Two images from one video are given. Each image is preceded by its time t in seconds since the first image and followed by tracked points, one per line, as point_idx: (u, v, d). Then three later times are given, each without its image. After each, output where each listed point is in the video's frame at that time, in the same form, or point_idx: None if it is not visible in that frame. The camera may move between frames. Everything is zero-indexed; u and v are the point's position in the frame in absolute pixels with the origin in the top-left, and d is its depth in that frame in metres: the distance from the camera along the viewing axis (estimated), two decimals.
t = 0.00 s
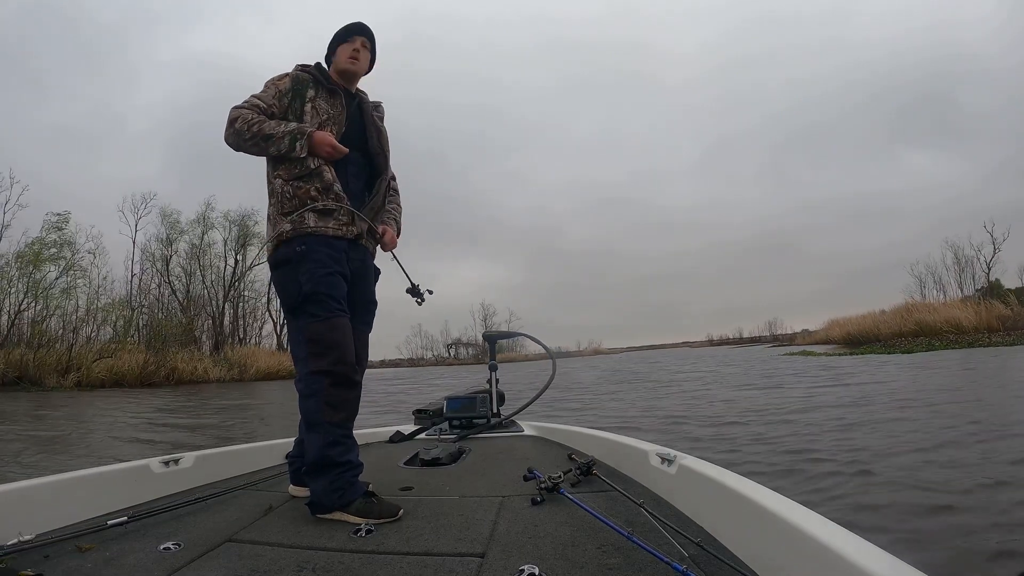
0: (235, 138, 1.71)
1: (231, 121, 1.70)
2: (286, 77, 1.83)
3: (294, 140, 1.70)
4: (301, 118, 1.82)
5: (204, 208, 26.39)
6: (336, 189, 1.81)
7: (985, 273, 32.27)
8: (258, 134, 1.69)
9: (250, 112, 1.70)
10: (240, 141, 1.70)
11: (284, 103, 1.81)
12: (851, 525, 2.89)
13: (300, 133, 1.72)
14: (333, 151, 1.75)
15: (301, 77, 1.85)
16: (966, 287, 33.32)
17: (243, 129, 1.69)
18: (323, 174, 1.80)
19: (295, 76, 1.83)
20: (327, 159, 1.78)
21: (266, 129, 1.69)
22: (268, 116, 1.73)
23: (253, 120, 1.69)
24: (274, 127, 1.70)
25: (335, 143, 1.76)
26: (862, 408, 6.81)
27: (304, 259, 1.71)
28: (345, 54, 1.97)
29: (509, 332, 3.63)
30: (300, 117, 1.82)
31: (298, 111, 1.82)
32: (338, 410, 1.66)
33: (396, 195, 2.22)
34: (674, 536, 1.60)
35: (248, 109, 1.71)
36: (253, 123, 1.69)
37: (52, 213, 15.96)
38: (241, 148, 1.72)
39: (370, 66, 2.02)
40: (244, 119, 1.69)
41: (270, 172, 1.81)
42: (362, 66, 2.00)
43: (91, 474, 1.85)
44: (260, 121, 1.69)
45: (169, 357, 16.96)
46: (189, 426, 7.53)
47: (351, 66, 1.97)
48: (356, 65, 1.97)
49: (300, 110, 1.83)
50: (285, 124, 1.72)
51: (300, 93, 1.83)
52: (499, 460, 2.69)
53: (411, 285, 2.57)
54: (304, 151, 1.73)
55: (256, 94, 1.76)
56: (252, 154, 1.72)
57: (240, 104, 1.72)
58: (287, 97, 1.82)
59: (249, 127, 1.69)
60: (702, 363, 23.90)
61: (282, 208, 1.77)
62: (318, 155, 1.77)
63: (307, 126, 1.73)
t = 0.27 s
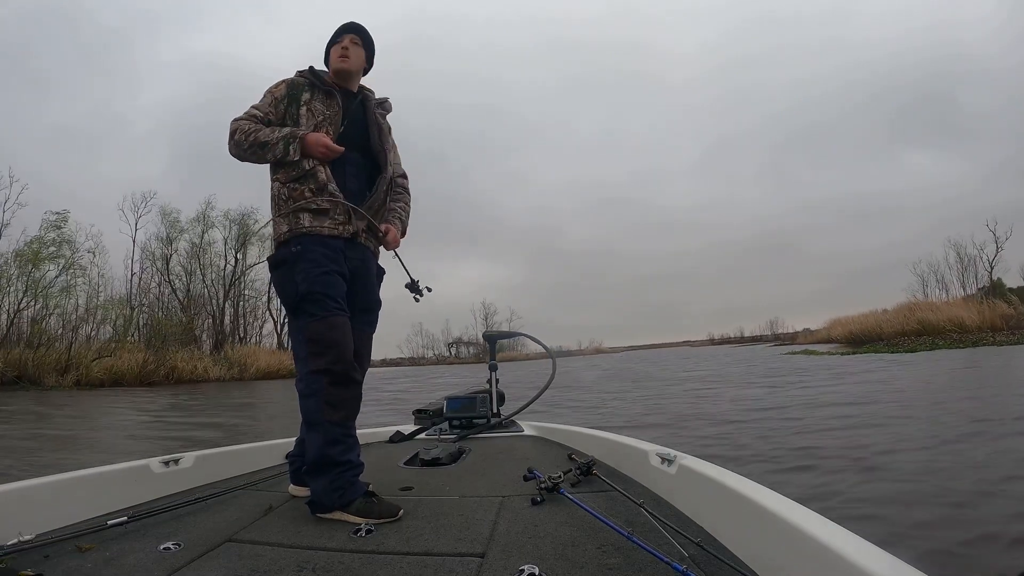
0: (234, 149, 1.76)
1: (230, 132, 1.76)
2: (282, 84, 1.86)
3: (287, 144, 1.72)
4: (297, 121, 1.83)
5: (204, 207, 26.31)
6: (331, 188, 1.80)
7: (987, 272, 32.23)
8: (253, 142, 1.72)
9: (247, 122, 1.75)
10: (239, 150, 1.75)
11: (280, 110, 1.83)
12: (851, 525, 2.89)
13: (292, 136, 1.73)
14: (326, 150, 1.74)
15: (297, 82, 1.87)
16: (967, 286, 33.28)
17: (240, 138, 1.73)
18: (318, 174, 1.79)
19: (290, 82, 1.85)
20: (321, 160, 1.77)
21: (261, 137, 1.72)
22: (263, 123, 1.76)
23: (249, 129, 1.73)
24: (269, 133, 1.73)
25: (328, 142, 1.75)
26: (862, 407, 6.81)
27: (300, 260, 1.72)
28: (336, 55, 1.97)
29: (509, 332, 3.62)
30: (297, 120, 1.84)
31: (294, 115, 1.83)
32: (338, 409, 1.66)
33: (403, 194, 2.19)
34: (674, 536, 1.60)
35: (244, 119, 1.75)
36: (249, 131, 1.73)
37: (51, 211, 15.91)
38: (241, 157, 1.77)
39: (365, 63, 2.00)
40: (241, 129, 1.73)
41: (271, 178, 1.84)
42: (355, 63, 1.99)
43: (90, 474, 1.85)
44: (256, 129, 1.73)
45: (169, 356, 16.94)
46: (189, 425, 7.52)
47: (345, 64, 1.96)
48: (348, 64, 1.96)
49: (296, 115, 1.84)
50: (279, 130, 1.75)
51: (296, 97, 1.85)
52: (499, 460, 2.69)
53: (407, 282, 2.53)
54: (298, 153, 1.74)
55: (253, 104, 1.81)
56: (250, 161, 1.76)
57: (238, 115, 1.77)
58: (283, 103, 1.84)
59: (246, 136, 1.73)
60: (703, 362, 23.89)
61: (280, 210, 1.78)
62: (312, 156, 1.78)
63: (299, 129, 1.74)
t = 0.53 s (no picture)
0: (236, 146, 1.77)
1: (233, 130, 1.76)
2: (284, 83, 1.86)
3: (287, 141, 1.72)
4: (299, 119, 1.83)
5: (204, 207, 26.30)
6: (330, 187, 1.80)
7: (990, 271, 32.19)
8: (254, 141, 1.72)
9: (249, 121, 1.75)
10: (240, 147, 1.75)
11: (282, 109, 1.84)
12: (850, 523, 2.89)
13: (292, 134, 1.73)
14: (326, 149, 1.74)
15: (299, 81, 1.88)
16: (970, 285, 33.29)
17: (242, 135, 1.73)
18: (317, 173, 1.79)
19: (292, 80, 1.85)
20: (321, 158, 1.77)
21: (262, 134, 1.72)
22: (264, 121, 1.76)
23: (252, 127, 1.74)
24: (270, 130, 1.72)
25: (328, 140, 1.75)
26: (863, 406, 6.81)
27: (299, 258, 1.72)
28: (338, 57, 1.98)
29: (508, 332, 3.62)
30: (298, 119, 1.84)
31: (296, 113, 1.84)
32: (337, 408, 1.66)
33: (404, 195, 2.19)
34: (674, 536, 1.60)
35: (247, 117, 1.76)
36: (252, 130, 1.74)
37: (50, 211, 15.92)
38: (242, 155, 1.78)
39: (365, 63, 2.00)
40: (244, 127, 1.74)
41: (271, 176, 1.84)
42: (357, 64, 1.99)
43: (91, 474, 1.85)
44: (257, 128, 1.73)
45: (168, 356, 16.95)
46: (190, 424, 7.52)
47: (347, 64, 1.96)
48: (350, 65, 1.97)
49: (297, 113, 1.84)
50: (280, 127, 1.75)
51: (298, 96, 1.85)
52: (499, 460, 2.69)
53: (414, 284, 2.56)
54: (298, 152, 1.74)
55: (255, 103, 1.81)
56: (251, 159, 1.77)
57: (240, 113, 1.77)
58: (285, 102, 1.85)
59: (248, 134, 1.74)
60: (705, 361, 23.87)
61: (279, 208, 1.79)
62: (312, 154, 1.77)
63: (300, 126, 1.74)
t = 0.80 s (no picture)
0: (236, 137, 1.76)
1: (233, 121, 1.75)
2: (287, 77, 1.86)
3: (288, 135, 1.72)
4: (301, 114, 1.83)
5: (204, 207, 26.30)
6: (329, 184, 1.79)
7: (993, 269, 32.13)
8: (255, 132, 1.71)
9: (250, 111, 1.74)
10: (240, 138, 1.74)
11: (284, 102, 1.83)
12: (850, 522, 2.89)
13: (293, 128, 1.73)
14: (326, 146, 1.74)
15: (302, 76, 1.87)
16: (972, 283, 33.25)
17: (242, 126, 1.72)
18: (316, 169, 1.79)
19: (295, 75, 1.85)
20: (320, 154, 1.77)
21: (263, 126, 1.72)
22: (265, 113, 1.76)
23: (253, 118, 1.72)
24: (271, 123, 1.72)
25: (328, 136, 1.75)
26: (863, 406, 6.81)
27: (295, 254, 1.71)
28: (342, 57, 1.98)
29: (508, 331, 3.62)
30: (299, 114, 1.83)
31: (298, 108, 1.83)
32: (331, 407, 1.66)
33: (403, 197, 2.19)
34: (674, 536, 1.60)
35: (248, 108, 1.75)
36: (252, 121, 1.73)
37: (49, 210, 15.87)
38: (243, 146, 1.77)
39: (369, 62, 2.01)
40: (244, 118, 1.73)
41: (269, 170, 1.83)
42: (361, 65, 2.00)
43: (91, 474, 1.85)
44: (258, 119, 1.72)
45: (168, 355, 16.93)
46: (189, 424, 7.51)
47: (351, 63, 1.97)
48: (354, 65, 1.98)
49: (299, 108, 1.84)
50: (281, 120, 1.74)
51: (300, 91, 1.85)
52: (499, 460, 2.69)
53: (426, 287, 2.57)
54: (298, 145, 1.73)
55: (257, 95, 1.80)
56: (250, 150, 1.76)
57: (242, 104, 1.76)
58: (287, 96, 1.84)
59: (248, 125, 1.72)
60: (706, 360, 23.84)
61: (277, 202, 1.78)
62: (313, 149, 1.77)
63: (301, 121, 1.74)
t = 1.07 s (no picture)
0: (234, 135, 1.75)
1: (231, 119, 1.74)
2: (285, 74, 1.86)
3: (287, 132, 1.71)
4: (298, 111, 1.82)
5: (205, 207, 26.31)
6: (327, 183, 1.79)
7: (995, 268, 32.10)
8: (253, 129, 1.71)
9: (248, 109, 1.74)
10: (238, 136, 1.74)
11: (282, 100, 1.83)
12: (850, 522, 2.89)
13: (291, 125, 1.73)
14: (324, 144, 1.74)
15: (300, 74, 1.87)
16: (974, 282, 33.20)
17: (240, 124, 1.72)
18: (314, 167, 1.78)
19: (293, 73, 1.85)
20: (319, 152, 1.77)
21: (261, 124, 1.71)
22: (264, 111, 1.75)
23: (250, 116, 1.72)
24: (269, 121, 1.71)
25: (327, 134, 1.74)
26: (864, 406, 6.81)
27: (292, 254, 1.71)
28: (338, 54, 1.98)
29: (508, 331, 3.61)
30: (297, 112, 1.83)
31: (296, 105, 1.83)
32: (328, 406, 1.66)
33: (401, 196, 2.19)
34: (674, 536, 1.60)
35: (246, 106, 1.74)
36: (250, 119, 1.72)
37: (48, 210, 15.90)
38: (241, 144, 1.76)
39: (366, 58, 2.00)
40: (242, 116, 1.72)
41: (267, 168, 1.83)
42: (358, 62, 2.00)
43: (91, 474, 1.84)
44: (256, 117, 1.72)
45: (168, 355, 16.94)
46: (190, 424, 7.53)
47: (349, 60, 1.97)
48: (351, 62, 1.97)
49: (297, 106, 1.84)
50: (280, 118, 1.74)
51: (298, 88, 1.84)
52: (499, 460, 2.69)
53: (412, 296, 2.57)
54: (297, 143, 1.73)
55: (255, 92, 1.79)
56: (248, 147, 1.75)
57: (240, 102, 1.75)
58: (285, 93, 1.84)
59: (246, 122, 1.72)
60: (707, 360, 23.84)
61: (274, 200, 1.77)
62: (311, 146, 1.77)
63: (300, 118, 1.74)
